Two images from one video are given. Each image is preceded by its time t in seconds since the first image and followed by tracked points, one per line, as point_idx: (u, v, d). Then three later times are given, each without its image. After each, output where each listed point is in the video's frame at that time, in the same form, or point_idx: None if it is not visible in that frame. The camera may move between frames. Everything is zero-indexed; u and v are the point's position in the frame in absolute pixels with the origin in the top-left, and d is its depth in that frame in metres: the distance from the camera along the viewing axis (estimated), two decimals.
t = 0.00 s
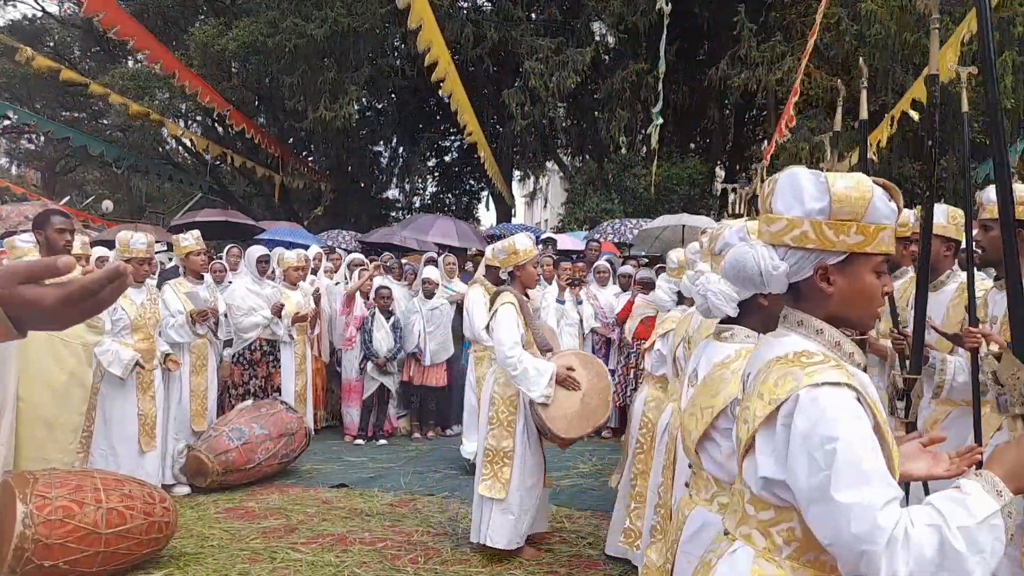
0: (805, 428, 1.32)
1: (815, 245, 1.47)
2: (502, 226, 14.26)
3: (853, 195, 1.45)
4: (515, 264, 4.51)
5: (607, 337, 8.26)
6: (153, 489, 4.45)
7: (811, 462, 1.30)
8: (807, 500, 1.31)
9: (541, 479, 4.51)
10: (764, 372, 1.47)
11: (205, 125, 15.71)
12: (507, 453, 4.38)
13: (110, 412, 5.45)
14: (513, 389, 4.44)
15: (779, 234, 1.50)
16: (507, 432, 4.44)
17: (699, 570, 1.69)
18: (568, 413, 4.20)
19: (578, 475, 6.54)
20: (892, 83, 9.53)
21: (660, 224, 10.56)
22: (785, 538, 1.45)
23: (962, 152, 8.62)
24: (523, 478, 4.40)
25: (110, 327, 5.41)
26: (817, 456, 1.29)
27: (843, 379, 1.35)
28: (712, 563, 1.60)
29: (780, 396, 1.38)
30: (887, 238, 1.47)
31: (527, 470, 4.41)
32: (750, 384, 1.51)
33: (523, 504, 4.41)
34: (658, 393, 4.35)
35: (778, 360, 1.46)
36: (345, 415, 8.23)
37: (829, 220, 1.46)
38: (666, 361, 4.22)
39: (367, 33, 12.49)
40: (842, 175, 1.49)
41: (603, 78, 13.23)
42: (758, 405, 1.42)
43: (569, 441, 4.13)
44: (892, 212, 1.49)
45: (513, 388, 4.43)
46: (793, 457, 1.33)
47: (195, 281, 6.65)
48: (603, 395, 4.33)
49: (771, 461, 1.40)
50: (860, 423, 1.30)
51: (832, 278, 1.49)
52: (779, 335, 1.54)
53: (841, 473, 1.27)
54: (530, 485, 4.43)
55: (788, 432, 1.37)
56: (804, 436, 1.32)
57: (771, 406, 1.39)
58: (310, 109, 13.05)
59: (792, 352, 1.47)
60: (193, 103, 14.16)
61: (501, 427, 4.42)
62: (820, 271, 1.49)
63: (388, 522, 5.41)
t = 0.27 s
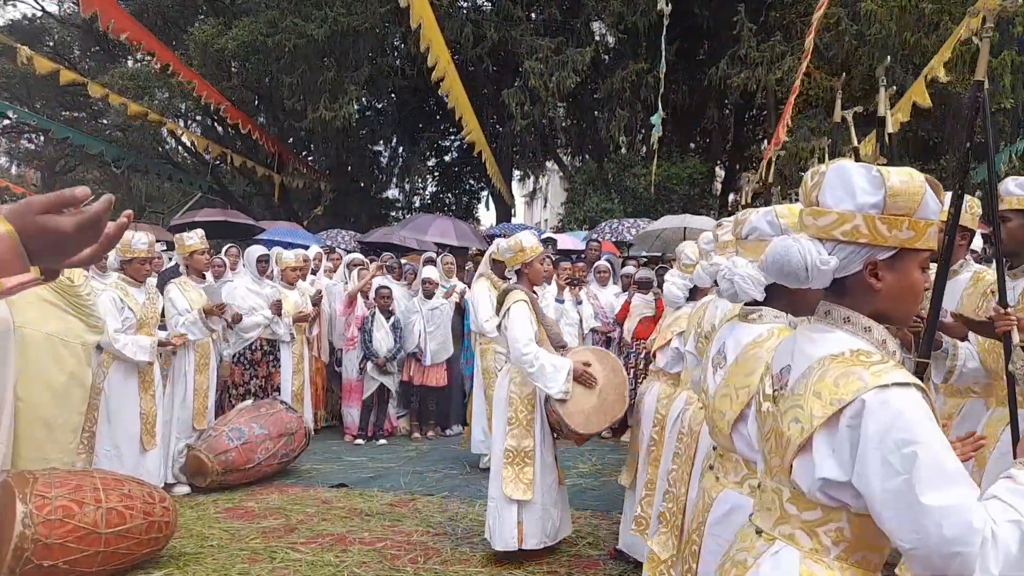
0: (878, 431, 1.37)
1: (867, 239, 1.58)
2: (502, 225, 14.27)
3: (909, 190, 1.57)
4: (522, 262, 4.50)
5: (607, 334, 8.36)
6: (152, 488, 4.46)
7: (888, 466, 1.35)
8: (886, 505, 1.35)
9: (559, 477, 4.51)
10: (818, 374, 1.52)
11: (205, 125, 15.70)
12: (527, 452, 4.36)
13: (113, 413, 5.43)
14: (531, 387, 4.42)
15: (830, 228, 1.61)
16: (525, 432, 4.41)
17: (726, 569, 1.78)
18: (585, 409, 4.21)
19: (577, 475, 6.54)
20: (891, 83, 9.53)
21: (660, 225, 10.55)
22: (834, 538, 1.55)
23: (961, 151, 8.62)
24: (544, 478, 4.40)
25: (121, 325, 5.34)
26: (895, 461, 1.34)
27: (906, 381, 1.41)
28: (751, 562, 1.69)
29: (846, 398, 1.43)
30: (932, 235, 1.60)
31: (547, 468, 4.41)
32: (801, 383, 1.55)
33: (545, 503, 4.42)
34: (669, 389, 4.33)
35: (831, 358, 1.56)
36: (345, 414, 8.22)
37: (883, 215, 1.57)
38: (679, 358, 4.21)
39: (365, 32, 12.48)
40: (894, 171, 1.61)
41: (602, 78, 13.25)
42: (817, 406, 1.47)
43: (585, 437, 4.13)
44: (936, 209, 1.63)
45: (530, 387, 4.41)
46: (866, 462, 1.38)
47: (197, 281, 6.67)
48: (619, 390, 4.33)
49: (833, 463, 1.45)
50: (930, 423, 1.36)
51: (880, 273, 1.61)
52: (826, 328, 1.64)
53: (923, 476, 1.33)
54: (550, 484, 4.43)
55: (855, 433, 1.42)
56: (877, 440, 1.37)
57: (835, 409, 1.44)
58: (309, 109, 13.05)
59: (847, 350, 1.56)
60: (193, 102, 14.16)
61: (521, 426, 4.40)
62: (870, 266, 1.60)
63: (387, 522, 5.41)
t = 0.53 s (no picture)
0: (918, 428, 1.44)
1: (896, 240, 1.63)
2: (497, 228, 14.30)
3: (936, 189, 1.62)
4: (534, 263, 4.51)
5: (603, 337, 8.36)
6: (146, 492, 4.44)
7: (927, 462, 1.42)
8: (927, 499, 1.43)
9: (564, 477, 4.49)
10: (854, 372, 1.59)
11: (200, 127, 15.68)
12: (531, 451, 4.37)
13: (107, 415, 5.41)
14: (535, 387, 4.43)
15: (857, 230, 1.66)
16: (529, 431, 4.42)
17: (762, 567, 1.81)
18: (590, 411, 4.22)
19: (573, 477, 6.55)
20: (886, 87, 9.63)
21: (656, 228, 10.59)
22: (874, 535, 1.59)
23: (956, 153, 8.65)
24: (549, 477, 4.40)
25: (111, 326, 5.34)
26: (936, 457, 1.42)
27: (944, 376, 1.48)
28: (790, 561, 1.73)
29: (884, 396, 1.50)
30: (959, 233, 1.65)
31: (551, 467, 4.41)
32: (837, 382, 1.63)
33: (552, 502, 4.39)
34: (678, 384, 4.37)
35: (866, 357, 1.60)
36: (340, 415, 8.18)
37: (911, 215, 1.62)
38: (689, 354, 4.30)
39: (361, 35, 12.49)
40: (920, 170, 1.66)
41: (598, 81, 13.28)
42: (854, 404, 1.54)
43: (588, 440, 4.15)
44: (962, 207, 1.67)
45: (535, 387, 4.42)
46: (907, 458, 1.45)
47: (197, 284, 6.61)
48: (624, 394, 4.32)
49: (871, 459, 1.52)
50: (968, 420, 1.43)
51: (910, 271, 1.65)
52: (858, 328, 1.69)
53: (964, 471, 1.40)
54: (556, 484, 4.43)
55: (892, 430, 1.50)
56: (918, 436, 1.44)
57: (875, 407, 1.51)
58: (305, 111, 13.04)
59: (882, 348, 1.61)
60: (187, 104, 14.14)
61: (525, 426, 4.41)
62: (899, 265, 1.65)
63: (383, 524, 5.41)
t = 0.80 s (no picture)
0: (901, 431, 1.48)
1: (885, 250, 1.66)
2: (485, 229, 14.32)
3: (921, 201, 1.64)
4: (528, 267, 4.52)
5: (590, 338, 8.36)
6: (132, 495, 4.39)
7: (911, 464, 1.46)
8: (911, 500, 1.46)
9: (559, 480, 4.53)
10: (845, 379, 1.64)
11: (187, 127, 15.61)
12: (521, 455, 4.41)
13: (88, 419, 5.41)
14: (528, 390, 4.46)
15: (848, 243, 1.70)
16: (520, 434, 4.45)
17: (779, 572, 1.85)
18: (579, 416, 4.23)
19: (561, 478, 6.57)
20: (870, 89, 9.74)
21: (643, 230, 10.64)
22: (877, 539, 1.61)
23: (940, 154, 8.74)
24: (541, 481, 4.44)
25: (88, 328, 5.29)
26: (917, 459, 1.45)
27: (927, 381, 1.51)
28: (800, 567, 1.76)
29: (870, 402, 1.54)
30: (954, 241, 1.66)
31: (543, 470, 4.44)
32: (829, 392, 1.68)
33: (543, 504, 4.44)
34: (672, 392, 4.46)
35: (856, 365, 1.65)
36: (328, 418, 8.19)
37: (899, 226, 1.65)
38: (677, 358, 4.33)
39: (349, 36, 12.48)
40: (908, 182, 1.68)
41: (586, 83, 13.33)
42: (844, 412, 1.59)
43: (578, 444, 4.15)
44: (955, 215, 1.68)
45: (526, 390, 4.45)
46: (891, 461, 1.49)
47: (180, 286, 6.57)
48: (616, 399, 4.35)
49: (862, 463, 1.57)
50: (949, 420, 1.46)
51: (904, 280, 1.68)
52: (855, 337, 1.72)
53: (945, 472, 1.43)
54: (550, 486, 4.47)
55: (879, 434, 1.54)
56: (901, 439, 1.48)
57: (861, 413, 1.56)
58: (292, 112, 13.02)
59: (872, 356, 1.65)
60: (174, 104, 14.07)
61: (516, 429, 4.45)
62: (892, 275, 1.68)
63: (370, 527, 5.40)
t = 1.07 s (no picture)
0: (898, 410, 1.39)
1: (885, 240, 1.57)
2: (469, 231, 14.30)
3: (919, 188, 1.55)
4: (510, 266, 4.56)
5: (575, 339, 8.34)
6: (113, 499, 4.20)
7: (910, 441, 1.36)
8: (914, 477, 1.36)
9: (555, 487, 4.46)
10: (847, 362, 1.56)
11: (170, 127, 15.48)
12: (514, 455, 4.39)
13: (65, 420, 5.36)
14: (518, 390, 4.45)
15: (847, 234, 1.62)
16: (512, 434, 4.44)
17: (781, 557, 1.76)
18: (568, 414, 4.24)
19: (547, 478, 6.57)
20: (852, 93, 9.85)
21: (627, 232, 10.68)
22: (878, 521, 1.53)
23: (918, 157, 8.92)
24: (535, 483, 4.38)
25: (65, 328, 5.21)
26: (917, 435, 1.36)
27: (925, 359, 1.43)
28: (802, 550, 1.67)
29: (868, 385, 1.47)
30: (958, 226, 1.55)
31: (536, 473, 4.39)
32: (831, 381, 1.61)
33: (535, 507, 4.38)
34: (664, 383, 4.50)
35: (859, 350, 1.56)
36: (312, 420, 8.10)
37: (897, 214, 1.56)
38: (667, 348, 4.40)
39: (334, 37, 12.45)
40: (906, 170, 1.59)
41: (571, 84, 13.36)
42: (844, 397, 1.52)
43: (569, 442, 4.16)
44: (958, 201, 1.57)
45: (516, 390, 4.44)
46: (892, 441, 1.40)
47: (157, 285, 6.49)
48: (605, 395, 4.36)
49: (866, 445, 1.48)
50: (947, 393, 1.37)
51: (907, 269, 1.58)
52: (861, 326, 1.63)
53: (944, 446, 1.32)
54: (546, 489, 4.41)
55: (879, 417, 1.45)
56: (900, 417, 1.39)
57: (861, 396, 1.48)
58: (276, 114, 12.96)
59: (873, 341, 1.56)
60: (156, 105, 13.96)
61: (506, 429, 4.44)
62: (894, 264, 1.59)
63: (354, 529, 5.37)
